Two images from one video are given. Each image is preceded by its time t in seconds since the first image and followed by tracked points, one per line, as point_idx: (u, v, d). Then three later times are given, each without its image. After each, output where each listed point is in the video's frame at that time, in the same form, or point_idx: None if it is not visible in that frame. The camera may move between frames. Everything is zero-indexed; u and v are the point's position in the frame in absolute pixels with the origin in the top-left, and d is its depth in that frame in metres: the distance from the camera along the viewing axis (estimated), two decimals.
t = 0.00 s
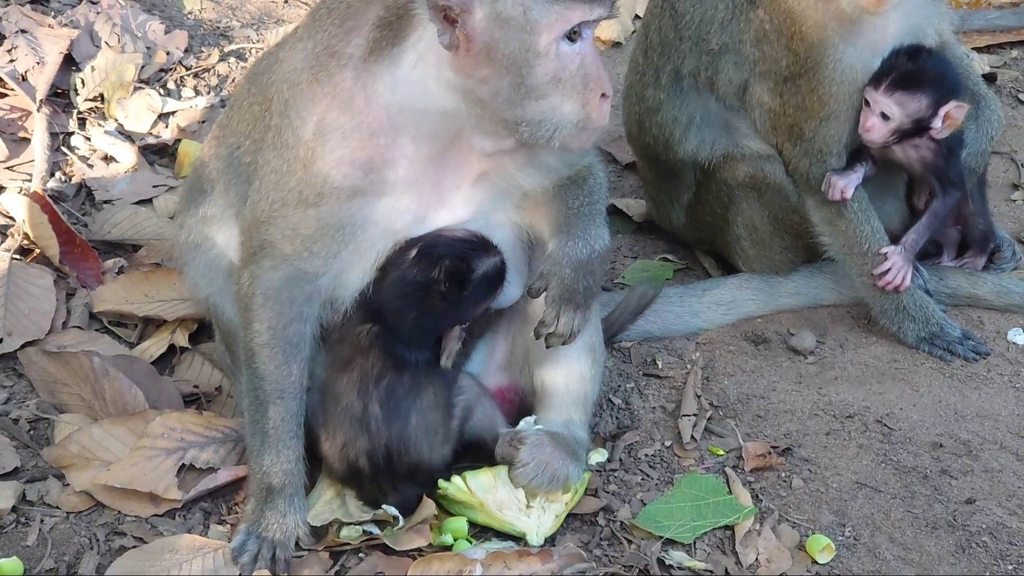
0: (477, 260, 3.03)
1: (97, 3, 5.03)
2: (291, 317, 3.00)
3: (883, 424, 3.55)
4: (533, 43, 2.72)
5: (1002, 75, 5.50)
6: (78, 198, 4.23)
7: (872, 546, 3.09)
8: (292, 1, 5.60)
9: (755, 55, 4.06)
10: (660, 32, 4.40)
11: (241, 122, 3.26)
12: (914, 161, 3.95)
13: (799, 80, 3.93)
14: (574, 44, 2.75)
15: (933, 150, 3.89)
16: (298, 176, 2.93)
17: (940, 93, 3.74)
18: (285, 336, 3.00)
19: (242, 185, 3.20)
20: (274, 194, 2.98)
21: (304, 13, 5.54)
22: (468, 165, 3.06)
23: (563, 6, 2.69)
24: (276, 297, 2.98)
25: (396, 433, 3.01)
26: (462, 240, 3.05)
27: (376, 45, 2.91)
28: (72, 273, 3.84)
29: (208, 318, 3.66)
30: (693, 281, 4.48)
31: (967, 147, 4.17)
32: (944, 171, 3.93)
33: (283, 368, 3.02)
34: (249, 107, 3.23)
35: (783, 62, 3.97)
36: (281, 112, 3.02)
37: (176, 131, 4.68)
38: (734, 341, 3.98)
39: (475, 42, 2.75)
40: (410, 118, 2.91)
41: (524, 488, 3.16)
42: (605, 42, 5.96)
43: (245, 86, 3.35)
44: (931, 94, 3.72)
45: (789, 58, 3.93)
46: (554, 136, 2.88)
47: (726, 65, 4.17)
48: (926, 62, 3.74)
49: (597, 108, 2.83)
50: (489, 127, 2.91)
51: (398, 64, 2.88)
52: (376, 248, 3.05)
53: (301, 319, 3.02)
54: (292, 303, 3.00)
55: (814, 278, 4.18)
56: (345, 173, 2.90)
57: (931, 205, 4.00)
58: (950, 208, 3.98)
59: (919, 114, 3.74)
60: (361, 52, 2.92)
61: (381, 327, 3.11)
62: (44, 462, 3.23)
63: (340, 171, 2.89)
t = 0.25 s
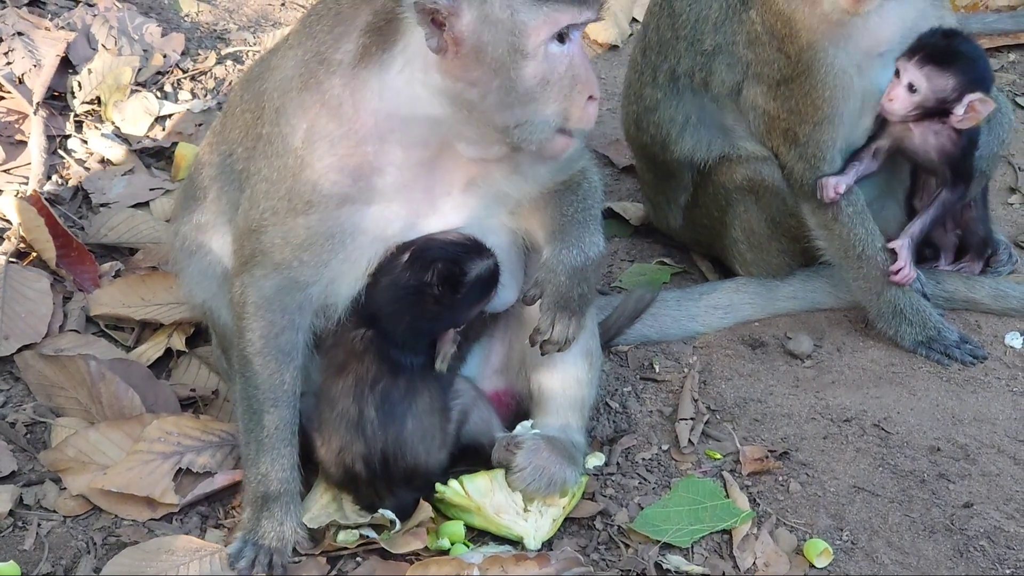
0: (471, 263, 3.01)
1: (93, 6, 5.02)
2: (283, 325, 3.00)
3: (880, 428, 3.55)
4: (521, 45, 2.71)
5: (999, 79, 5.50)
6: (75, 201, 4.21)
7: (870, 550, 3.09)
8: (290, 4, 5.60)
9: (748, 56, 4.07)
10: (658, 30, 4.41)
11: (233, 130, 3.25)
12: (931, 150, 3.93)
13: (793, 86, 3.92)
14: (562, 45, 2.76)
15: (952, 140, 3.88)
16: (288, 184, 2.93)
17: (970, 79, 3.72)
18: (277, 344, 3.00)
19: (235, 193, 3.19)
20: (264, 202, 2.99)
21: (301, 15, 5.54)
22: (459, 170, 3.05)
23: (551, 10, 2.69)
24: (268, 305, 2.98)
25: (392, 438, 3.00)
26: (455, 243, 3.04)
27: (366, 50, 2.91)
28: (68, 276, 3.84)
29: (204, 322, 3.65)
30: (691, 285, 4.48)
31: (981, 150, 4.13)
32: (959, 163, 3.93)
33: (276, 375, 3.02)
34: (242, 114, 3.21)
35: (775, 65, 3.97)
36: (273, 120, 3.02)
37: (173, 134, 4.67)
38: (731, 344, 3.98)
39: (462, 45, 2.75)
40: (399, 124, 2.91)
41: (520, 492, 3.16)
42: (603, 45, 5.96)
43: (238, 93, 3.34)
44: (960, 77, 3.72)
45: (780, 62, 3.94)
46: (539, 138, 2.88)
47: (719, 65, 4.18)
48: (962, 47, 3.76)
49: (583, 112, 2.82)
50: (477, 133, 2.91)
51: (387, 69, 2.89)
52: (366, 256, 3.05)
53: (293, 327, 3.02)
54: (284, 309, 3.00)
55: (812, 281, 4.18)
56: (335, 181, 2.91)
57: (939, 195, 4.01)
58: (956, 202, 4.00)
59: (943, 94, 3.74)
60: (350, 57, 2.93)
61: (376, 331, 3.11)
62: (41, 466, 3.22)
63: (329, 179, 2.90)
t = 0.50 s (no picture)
0: (473, 266, 3.02)
1: (99, 5, 5.03)
2: (280, 327, 3.00)
3: (884, 429, 3.54)
4: (527, 47, 2.75)
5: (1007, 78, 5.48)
6: (80, 201, 4.23)
7: (873, 550, 3.09)
8: (296, 3, 5.60)
9: (754, 52, 4.06)
10: (667, 23, 4.41)
11: (234, 133, 3.25)
12: (940, 158, 3.88)
13: (798, 84, 3.93)
14: (564, 47, 2.80)
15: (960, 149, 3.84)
16: (285, 186, 2.95)
17: (976, 89, 3.69)
18: (276, 347, 3.00)
19: (235, 195, 3.19)
20: (263, 204, 3.00)
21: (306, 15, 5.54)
22: (459, 170, 3.07)
23: (556, 13, 2.74)
24: (266, 306, 2.98)
25: (396, 438, 3.01)
26: (458, 245, 3.04)
27: (364, 52, 2.91)
28: (74, 276, 3.84)
29: (209, 323, 3.66)
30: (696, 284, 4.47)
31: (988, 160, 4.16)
32: (968, 174, 3.89)
33: (276, 377, 3.02)
34: (243, 117, 3.23)
35: (779, 60, 3.97)
36: (272, 122, 3.03)
37: (178, 134, 4.67)
38: (736, 344, 3.98)
39: (466, 45, 2.77)
40: (396, 125, 2.91)
41: (524, 492, 3.16)
42: (609, 44, 5.95)
43: (241, 95, 3.34)
44: (967, 85, 3.69)
45: (786, 58, 3.94)
46: (541, 139, 2.91)
47: (726, 60, 4.16)
48: (971, 56, 3.72)
49: (583, 113, 2.88)
50: (476, 133, 2.92)
51: (383, 69, 2.88)
52: (364, 258, 3.06)
53: (292, 328, 3.02)
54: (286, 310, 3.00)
55: (817, 281, 4.17)
56: (331, 183, 2.92)
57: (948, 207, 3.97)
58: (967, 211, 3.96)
59: (950, 104, 3.71)
60: (349, 58, 2.93)
61: (378, 333, 3.10)
62: (46, 466, 3.23)
63: (326, 180, 2.92)
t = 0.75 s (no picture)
0: (475, 268, 3.01)
1: (100, 8, 5.04)
2: (282, 330, 3.00)
3: (887, 431, 3.54)
4: (537, 46, 2.74)
5: (1008, 81, 5.48)
6: (82, 204, 4.23)
7: (876, 554, 3.08)
8: (296, 5, 5.60)
9: (750, 49, 4.05)
10: (672, 19, 4.42)
11: (235, 137, 3.25)
12: (940, 172, 3.94)
13: (793, 84, 3.91)
14: (570, 47, 2.79)
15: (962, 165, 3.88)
16: (286, 189, 2.95)
17: (979, 102, 3.68)
18: (277, 350, 3.00)
19: (236, 199, 3.19)
20: (265, 207, 3.00)
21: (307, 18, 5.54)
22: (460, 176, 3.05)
23: (565, 12, 2.74)
24: (268, 309, 2.98)
25: (398, 441, 3.00)
26: (460, 247, 3.04)
27: (369, 54, 2.89)
28: (75, 279, 3.84)
29: (210, 325, 3.65)
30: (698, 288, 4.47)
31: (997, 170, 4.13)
32: (967, 192, 3.96)
33: (278, 380, 3.02)
34: (244, 121, 3.22)
35: (775, 60, 3.95)
36: (273, 125, 3.03)
37: (179, 136, 4.67)
38: (738, 347, 3.98)
39: (474, 46, 2.75)
40: (400, 127, 2.90)
41: (526, 496, 3.16)
42: (610, 47, 5.96)
43: (242, 99, 3.32)
44: (971, 99, 3.67)
45: (782, 57, 3.91)
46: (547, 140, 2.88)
47: (724, 57, 4.17)
48: (973, 69, 3.70)
49: (587, 113, 2.86)
50: (478, 136, 2.90)
51: (386, 73, 2.87)
52: (365, 260, 3.06)
53: (293, 332, 3.02)
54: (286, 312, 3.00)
55: (819, 284, 4.17)
56: (333, 185, 2.92)
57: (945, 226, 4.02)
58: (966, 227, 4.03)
59: (953, 118, 3.69)
60: (351, 61, 2.93)
61: (379, 335, 3.09)
62: (47, 469, 3.23)
63: (327, 183, 2.91)
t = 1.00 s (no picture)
0: (477, 268, 3.01)
1: (100, 10, 5.03)
2: (284, 331, 2.99)
3: (889, 433, 3.54)
4: (543, 54, 2.75)
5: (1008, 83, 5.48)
6: (82, 206, 4.22)
7: (878, 555, 3.08)
8: (296, 7, 5.59)
9: (746, 49, 4.05)
10: (673, 17, 4.42)
11: (236, 138, 3.25)
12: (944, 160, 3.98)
13: (789, 85, 3.91)
14: (575, 55, 2.80)
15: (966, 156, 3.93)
16: (289, 191, 2.95)
17: (994, 93, 3.74)
18: (279, 352, 2.99)
19: (238, 201, 3.18)
20: (268, 209, 3.00)
21: (306, 20, 5.54)
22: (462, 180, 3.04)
23: (571, 20, 2.75)
24: (270, 311, 2.97)
25: (400, 443, 3.00)
26: (461, 248, 3.04)
27: (372, 57, 2.90)
28: (76, 280, 3.83)
29: (211, 327, 3.64)
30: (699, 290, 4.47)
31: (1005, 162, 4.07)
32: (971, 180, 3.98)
33: (280, 382, 3.02)
34: (246, 123, 3.22)
35: (772, 61, 3.95)
36: (276, 127, 3.03)
37: (179, 138, 4.67)
38: (739, 349, 3.97)
39: (480, 53, 2.75)
40: (406, 130, 2.90)
41: (528, 497, 3.16)
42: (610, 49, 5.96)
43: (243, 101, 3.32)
44: (987, 91, 3.73)
45: (778, 57, 3.91)
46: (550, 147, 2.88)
47: (721, 58, 4.17)
48: (989, 61, 3.76)
49: (589, 120, 2.88)
50: (481, 140, 2.90)
51: (390, 76, 2.87)
52: (367, 263, 3.05)
53: (294, 334, 3.01)
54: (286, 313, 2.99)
55: (819, 286, 4.17)
56: (335, 189, 2.90)
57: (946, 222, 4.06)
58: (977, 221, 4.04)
59: (970, 108, 3.74)
60: (355, 63, 2.93)
61: (381, 336, 3.09)
62: (48, 471, 3.22)
63: (330, 186, 2.90)
